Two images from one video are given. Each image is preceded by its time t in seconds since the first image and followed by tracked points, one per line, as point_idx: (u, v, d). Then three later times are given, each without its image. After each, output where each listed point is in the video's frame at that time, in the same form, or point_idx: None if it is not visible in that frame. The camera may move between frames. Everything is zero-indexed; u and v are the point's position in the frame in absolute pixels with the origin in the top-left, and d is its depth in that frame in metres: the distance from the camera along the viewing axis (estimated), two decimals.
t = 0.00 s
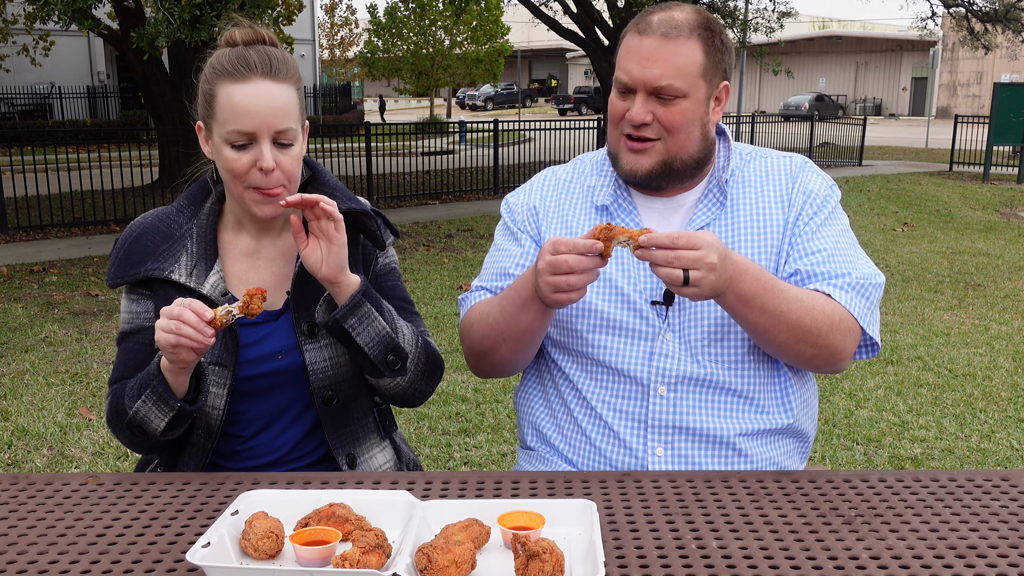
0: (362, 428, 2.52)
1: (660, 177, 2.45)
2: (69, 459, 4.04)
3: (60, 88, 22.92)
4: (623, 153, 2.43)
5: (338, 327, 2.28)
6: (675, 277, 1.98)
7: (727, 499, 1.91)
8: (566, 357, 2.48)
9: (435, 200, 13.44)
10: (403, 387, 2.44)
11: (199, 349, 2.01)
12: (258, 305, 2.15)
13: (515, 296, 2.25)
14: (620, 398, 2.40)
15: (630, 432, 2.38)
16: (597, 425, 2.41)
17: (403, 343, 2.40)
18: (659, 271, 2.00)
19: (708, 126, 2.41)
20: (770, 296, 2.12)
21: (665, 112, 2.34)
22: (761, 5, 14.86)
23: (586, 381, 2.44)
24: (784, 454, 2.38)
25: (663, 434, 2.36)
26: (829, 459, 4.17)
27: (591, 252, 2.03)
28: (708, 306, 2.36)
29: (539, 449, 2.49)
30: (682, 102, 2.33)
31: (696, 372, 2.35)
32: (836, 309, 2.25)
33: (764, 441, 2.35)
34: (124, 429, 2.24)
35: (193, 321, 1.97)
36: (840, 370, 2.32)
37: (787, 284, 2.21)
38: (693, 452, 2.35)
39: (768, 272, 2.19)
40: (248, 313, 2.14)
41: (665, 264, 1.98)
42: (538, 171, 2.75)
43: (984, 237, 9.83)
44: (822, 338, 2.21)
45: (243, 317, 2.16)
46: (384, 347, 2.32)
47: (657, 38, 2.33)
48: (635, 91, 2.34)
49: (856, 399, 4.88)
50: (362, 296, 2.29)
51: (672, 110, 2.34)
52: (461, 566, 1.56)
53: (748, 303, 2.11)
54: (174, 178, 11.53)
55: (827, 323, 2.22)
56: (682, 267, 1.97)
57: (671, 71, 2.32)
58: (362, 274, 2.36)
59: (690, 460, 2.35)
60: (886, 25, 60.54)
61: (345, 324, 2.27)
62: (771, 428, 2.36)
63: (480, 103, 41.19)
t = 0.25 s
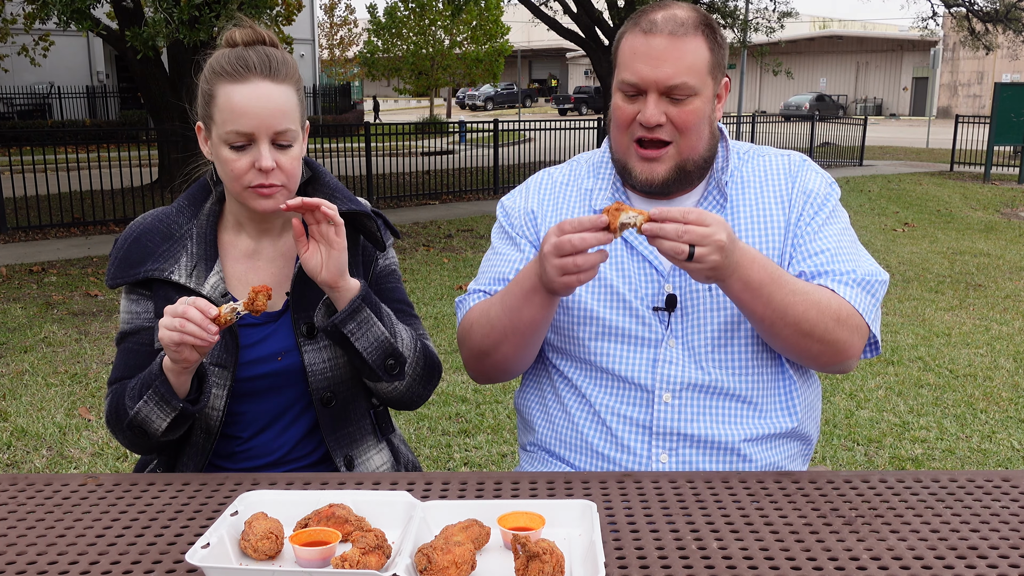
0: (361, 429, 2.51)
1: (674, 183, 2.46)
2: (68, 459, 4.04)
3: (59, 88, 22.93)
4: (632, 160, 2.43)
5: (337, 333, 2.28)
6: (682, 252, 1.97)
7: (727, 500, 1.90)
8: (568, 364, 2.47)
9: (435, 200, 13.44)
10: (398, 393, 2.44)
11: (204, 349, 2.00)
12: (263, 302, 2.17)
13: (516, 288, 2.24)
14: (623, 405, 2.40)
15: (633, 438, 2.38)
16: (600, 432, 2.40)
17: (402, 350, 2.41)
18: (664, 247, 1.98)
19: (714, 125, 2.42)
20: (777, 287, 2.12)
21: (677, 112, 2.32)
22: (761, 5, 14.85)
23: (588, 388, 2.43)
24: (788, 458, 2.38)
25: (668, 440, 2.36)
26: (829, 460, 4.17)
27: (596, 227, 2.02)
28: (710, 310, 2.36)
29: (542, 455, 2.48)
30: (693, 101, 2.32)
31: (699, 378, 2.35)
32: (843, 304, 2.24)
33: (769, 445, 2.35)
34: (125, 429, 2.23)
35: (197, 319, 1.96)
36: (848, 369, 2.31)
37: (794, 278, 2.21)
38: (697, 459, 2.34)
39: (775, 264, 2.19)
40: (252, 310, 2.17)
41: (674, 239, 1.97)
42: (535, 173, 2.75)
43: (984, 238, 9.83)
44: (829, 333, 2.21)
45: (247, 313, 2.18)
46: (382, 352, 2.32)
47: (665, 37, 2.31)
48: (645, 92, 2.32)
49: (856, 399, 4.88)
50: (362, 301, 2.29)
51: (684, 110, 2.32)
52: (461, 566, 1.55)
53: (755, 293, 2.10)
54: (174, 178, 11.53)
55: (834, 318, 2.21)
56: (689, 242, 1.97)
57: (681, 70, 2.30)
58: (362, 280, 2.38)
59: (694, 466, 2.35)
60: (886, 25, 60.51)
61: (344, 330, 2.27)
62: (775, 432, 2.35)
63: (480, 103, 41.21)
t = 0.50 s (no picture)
0: (356, 431, 2.51)
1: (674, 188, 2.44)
2: (67, 460, 4.03)
3: (59, 87, 22.93)
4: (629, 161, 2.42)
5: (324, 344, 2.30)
6: (685, 195, 2.03)
7: (727, 500, 1.90)
8: (566, 372, 2.45)
9: (435, 200, 13.44)
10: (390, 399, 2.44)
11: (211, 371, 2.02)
12: (254, 315, 2.16)
13: (519, 267, 2.25)
14: (622, 414, 2.38)
15: (633, 447, 2.36)
16: (600, 441, 2.38)
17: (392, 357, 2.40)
18: (665, 190, 2.04)
19: (711, 125, 2.43)
20: (781, 262, 2.13)
21: (674, 112, 2.33)
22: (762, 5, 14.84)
23: (587, 396, 2.41)
24: (789, 464, 2.37)
25: (668, 448, 2.34)
26: (830, 460, 4.16)
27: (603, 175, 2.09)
28: (709, 317, 2.36)
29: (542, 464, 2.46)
30: (691, 100, 2.32)
31: (700, 386, 2.33)
32: (847, 292, 2.23)
33: (770, 452, 2.34)
34: (128, 437, 2.23)
35: (199, 349, 1.97)
36: (853, 368, 2.31)
37: (798, 259, 2.21)
38: (696, 466, 2.33)
39: (780, 243, 2.20)
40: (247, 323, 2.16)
41: (679, 181, 2.05)
42: (531, 172, 2.74)
43: (985, 238, 9.82)
44: (832, 319, 2.19)
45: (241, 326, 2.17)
46: (371, 362, 2.33)
47: (662, 34, 2.30)
48: (644, 90, 2.32)
49: (857, 400, 4.87)
50: (351, 312, 2.30)
51: (682, 109, 2.33)
52: (461, 566, 1.55)
53: (760, 266, 2.11)
54: (173, 179, 11.52)
55: (839, 303, 2.20)
56: (691, 187, 2.04)
57: (680, 67, 2.29)
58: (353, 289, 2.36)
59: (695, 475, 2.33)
60: (887, 24, 60.44)
61: (333, 341, 2.29)
62: (776, 439, 2.34)
63: (480, 103, 41.24)
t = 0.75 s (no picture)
0: (355, 431, 2.51)
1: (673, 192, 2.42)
2: (67, 460, 4.03)
3: (59, 87, 22.93)
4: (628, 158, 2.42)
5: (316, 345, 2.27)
6: (684, 171, 2.13)
7: (727, 500, 1.90)
8: (564, 378, 2.44)
9: (435, 200, 13.45)
10: (387, 400, 2.44)
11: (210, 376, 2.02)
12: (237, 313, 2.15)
13: (522, 250, 2.28)
14: (620, 420, 2.37)
15: (631, 453, 2.36)
16: (598, 447, 2.38)
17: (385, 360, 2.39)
18: (665, 165, 2.15)
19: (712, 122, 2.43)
20: (775, 249, 2.17)
21: (675, 107, 2.33)
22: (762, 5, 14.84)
23: (585, 403, 2.40)
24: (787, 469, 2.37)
25: (666, 455, 2.34)
26: (830, 460, 4.16)
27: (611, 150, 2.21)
28: (706, 323, 2.35)
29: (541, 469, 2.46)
30: (691, 95, 2.32)
31: (697, 393, 2.33)
32: (846, 287, 2.23)
33: (768, 457, 2.34)
34: (129, 438, 2.23)
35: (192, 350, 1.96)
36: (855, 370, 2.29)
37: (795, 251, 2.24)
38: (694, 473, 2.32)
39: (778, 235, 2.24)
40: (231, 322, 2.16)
41: (680, 158, 2.15)
42: (528, 170, 2.73)
43: (985, 238, 9.82)
44: (826, 312, 2.19)
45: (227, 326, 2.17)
46: (364, 363, 2.31)
47: (663, 30, 2.31)
48: (644, 86, 2.32)
49: (857, 400, 4.87)
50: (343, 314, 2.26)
51: (681, 106, 2.32)
52: (461, 567, 1.55)
53: (753, 251, 2.16)
54: (173, 179, 11.52)
55: (837, 296, 2.20)
56: (691, 164, 2.13)
57: (680, 63, 2.29)
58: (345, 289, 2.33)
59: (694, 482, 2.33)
60: (888, 24, 60.46)
61: (324, 343, 2.26)
62: (774, 445, 2.34)
63: (480, 103, 41.27)
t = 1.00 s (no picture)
0: (355, 432, 2.51)
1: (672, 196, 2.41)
2: (67, 460, 4.03)
3: (59, 87, 22.93)
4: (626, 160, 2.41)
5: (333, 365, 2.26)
6: (676, 176, 2.14)
7: (727, 500, 1.90)
8: (564, 381, 2.44)
9: (435, 200, 13.45)
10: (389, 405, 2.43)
11: (204, 367, 2.02)
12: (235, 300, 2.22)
13: (523, 253, 2.28)
14: (620, 423, 2.37)
15: (631, 456, 2.36)
16: (598, 451, 2.38)
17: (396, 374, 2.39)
18: (661, 169, 2.18)
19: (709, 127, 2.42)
20: (770, 253, 2.17)
21: (670, 113, 2.33)
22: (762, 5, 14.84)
23: (585, 407, 2.40)
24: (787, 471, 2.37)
25: (666, 459, 2.34)
26: (830, 460, 4.16)
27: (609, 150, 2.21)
28: (704, 326, 2.35)
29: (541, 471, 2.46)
30: (685, 101, 2.32)
31: (697, 397, 2.32)
32: (842, 289, 2.23)
33: (767, 460, 2.34)
34: (128, 436, 2.23)
35: (189, 343, 1.96)
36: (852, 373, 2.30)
37: (791, 252, 2.24)
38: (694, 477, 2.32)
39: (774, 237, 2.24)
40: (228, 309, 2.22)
41: (673, 164, 2.17)
42: (526, 171, 2.72)
43: (985, 238, 9.83)
44: (821, 316, 2.19)
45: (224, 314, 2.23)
46: (378, 380, 2.31)
47: (659, 35, 2.30)
48: (639, 92, 2.32)
49: (857, 400, 4.87)
50: (362, 334, 2.26)
51: (677, 111, 2.32)
52: (461, 567, 1.55)
53: (746, 255, 2.17)
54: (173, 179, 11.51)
55: (833, 298, 2.20)
56: (683, 170, 2.15)
57: (676, 69, 2.29)
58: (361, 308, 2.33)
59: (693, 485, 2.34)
60: (887, 24, 60.48)
61: (343, 363, 2.25)
62: (773, 448, 2.34)
63: (480, 103, 41.30)
